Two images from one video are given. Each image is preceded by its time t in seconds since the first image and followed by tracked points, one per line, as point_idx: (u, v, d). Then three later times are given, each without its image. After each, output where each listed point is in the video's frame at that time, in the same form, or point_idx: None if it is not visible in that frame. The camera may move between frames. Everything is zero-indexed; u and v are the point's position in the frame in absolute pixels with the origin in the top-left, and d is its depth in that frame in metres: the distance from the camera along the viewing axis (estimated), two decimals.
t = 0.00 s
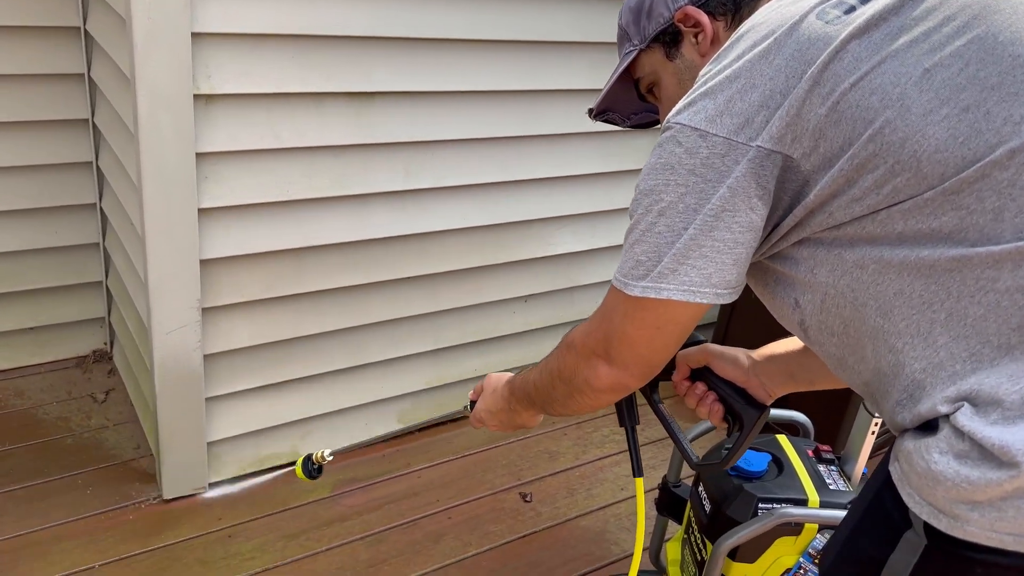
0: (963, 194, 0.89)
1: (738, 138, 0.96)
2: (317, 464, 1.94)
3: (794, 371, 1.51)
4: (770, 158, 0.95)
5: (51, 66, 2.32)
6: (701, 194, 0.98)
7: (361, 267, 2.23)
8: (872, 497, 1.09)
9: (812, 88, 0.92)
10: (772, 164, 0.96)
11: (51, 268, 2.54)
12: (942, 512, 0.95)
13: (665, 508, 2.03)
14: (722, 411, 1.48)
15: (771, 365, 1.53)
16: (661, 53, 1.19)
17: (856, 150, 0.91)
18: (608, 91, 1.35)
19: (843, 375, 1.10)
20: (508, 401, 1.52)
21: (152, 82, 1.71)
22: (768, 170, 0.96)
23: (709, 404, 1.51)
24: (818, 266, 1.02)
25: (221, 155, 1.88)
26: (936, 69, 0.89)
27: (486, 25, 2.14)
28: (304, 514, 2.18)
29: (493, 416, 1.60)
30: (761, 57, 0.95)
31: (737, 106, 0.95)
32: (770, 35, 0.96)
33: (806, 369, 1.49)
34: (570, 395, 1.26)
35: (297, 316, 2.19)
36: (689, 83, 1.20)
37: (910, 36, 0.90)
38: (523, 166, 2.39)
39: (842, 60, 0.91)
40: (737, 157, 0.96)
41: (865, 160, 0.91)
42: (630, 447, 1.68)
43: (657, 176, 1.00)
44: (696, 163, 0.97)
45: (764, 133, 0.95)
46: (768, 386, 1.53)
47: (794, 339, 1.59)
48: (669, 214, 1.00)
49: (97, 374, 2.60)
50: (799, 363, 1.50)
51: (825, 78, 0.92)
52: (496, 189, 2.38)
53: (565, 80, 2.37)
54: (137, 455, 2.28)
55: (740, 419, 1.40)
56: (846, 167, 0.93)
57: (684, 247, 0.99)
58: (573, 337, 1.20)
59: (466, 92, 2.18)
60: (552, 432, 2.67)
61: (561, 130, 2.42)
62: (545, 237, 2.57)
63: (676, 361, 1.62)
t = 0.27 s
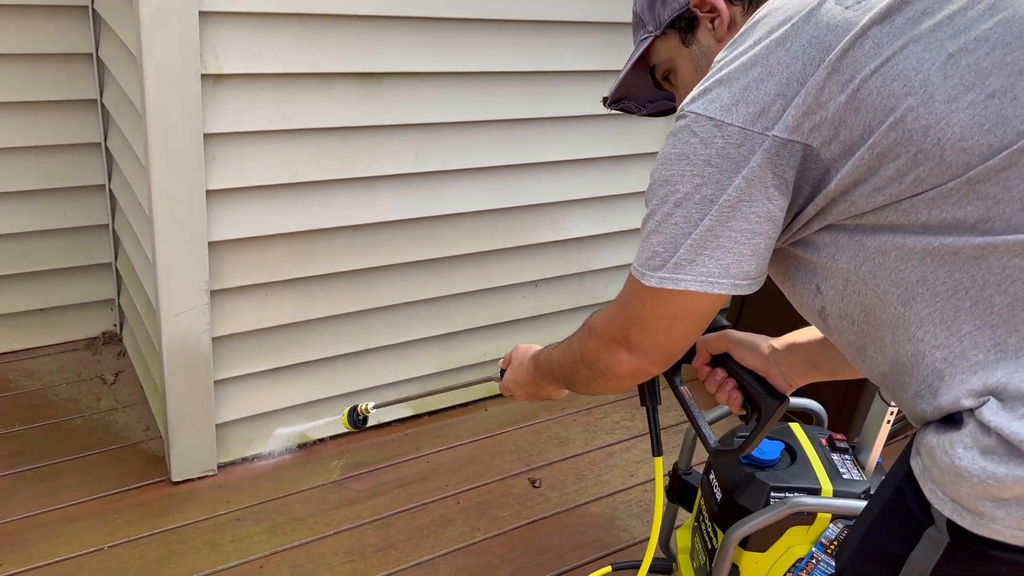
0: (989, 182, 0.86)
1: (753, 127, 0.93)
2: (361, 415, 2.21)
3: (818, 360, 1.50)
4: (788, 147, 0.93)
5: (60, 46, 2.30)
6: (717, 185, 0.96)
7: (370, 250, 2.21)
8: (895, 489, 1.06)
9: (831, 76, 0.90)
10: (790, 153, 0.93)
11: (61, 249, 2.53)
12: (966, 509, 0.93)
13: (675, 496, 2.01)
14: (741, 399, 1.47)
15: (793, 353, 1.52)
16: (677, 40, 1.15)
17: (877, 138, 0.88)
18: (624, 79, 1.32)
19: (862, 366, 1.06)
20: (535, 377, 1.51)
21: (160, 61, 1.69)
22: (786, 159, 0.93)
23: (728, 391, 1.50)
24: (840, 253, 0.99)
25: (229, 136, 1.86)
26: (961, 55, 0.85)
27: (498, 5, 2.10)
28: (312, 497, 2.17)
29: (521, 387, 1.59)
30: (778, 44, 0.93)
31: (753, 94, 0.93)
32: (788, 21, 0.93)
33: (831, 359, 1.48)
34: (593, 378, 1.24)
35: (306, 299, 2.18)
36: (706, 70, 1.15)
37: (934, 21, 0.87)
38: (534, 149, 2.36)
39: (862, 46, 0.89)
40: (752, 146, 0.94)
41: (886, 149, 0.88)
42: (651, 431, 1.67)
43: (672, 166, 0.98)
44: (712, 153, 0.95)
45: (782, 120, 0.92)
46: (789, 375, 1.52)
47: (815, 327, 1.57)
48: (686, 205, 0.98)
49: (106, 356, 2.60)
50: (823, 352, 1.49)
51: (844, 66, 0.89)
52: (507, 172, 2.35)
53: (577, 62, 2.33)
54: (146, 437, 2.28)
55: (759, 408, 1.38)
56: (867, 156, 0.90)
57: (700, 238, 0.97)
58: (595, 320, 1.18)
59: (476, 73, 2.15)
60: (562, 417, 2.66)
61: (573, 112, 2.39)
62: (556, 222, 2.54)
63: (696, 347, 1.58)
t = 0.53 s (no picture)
0: (1009, 170, 0.82)
1: (769, 114, 0.90)
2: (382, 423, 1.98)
3: (840, 353, 1.45)
4: (804, 134, 0.89)
5: (66, 29, 2.29)
6: (733, 176, 0.93)
7: (376, 236, 2.19)
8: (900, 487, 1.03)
9: (847, 60, 0.86)
10: (805, 141, 0.90)
11: (69, 234, 2.53)
12: (975, 507, 0.90)
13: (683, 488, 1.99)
14: (763, 392, 1.44)
15: (814, 346, 1.47)
16: (693, 23, 1.11)
17: (894, 124, 0.85)
18: (638, 62, 1.29)
19: (880, 360, 1.03)
20: (549, 378, 1.49)
21: (162, 45, 1.67)
22: (802, 147, 0.90)
23: (748, 385, 1.47)
24: (856, 243, 0.96)
25: (233, 120, 1.84)
26: (981, 36, 0.81)
27: None
28: (318, 484, 2.17)
29: (537, 389, 1.55)
30: (793, 27, 0.89)
31: (768, 81, 0.90)
32: (803, 3, 0.90)
33: (853, 351, 1.43)
34: (608, 375, 1.22)
35: (311, 286, 2.16)
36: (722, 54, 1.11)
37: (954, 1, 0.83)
38: (542, 134, 2.32)
39: (880, 29, 0.85)
40: (768, 135, 0.91)
41: (902, 135, 0.85)
42: (670, 427, 1.64)
43: (686, 157, 0.95)
44: (726, 144, 0.92)
45: (797, 107, 0.89)
46: (812, 368, 1.47)
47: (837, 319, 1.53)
48: (700, 196, 0.95)
49: (114, 341, 2.61)
50: (845, 344, 1.44)
51: (861, 49, 0.86)
52: (515, 158, 2.32)
53: (587, 46, 2.29)
54: (152, 423, 2.28)
55: (781, 401, 1.36)
56: (882, 143, 0.86)
57: (716, 230, 0.94)
58: (608, 316, 1.16)
59: (484, 57, 2.11)
60: (570, 406, 2.64)
61: (583, 97, 2.35)
62: (565, 209, 2.51)
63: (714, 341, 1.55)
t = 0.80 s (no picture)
0: None
1: (771, 115, 0.87)
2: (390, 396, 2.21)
3: (842, 356, 1.42)
4: (806, 136, 0.86)
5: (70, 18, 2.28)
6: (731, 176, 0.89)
7: (380, 231, 2.16)
8: (909, 502, 1.00)
9: (853, 60, 0.82)
10: (807, 143, 0.86)
11: (75, 226, 2.52)
12: (985, 533, 0.86)
13: (688, 490, 1.96)
14: (763, 393, 1.40)
15: (818, 348, 1.45)
16: (700, 19, 1.06)
17: (903, 129, 0.81)
18: (645, 58, 1.25)
19: (886, 369, 0.99)
20: (552, 363, 1.46)
21: (161, 36, 1.65)
22: (804, 150, 0.86)
23: (749, 385, 1.43)
24: (863, 249, 0.92)
25: (234, 113, 1.82)
26: (996, 38, 0.77)
27: None
28: (320, 480, 2.15)
29: (541, 372, 1.52)
30: (799, 26, 0.86)
31: (772, 81, 0.86)
32: None
33: (856, 355, 1.40)
34: (607, 369, 1.19)
35: (315, 280, 2.14)
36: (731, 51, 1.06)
37: None
38: (549, 127, 2.28)
39: (890, 29, 0.81)
40: (768, 136, 0.87)
41: (910, 141, 0.81)
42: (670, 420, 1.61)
43: (686, 156, 0.92)
44: (727, 143, 0.89)
45: (800, 109, 0.85)
46: (815, 371, 1.45)
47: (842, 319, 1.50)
48: (698, 196, 0.92)
49: (119, 332, 2.61)
50: (849, 348, 1.41)
51: (868, 49, 0.82)
52: (522, 152, 2.28)
53: (596, 37, 2.24)
54: (155, 416, 2.27)
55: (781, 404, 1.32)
56: (890, 147, 0.82)
57: (712, 232, 0.90)
58: (609, 310, 1.12)
59: (490, 49, 2.07)
60: (576, 402, 2.61)
61: (592, 90, 2.31)
62: (572, 203, 2.47)
63: (715, 338, 1.51)
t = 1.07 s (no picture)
0: None
1: (781, 119, 0.82)
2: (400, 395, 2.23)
3: (862, 377, 1.36)
4: (817, 141, 0.81)
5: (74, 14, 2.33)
6: (741, 184, 0.85)
7: (385, 230, 2.13)
8: (914, 527, 0.95)
9: (866, 61, 0.78)
10: (818, 148, 0.82)
11: (79, 220, 2.57)
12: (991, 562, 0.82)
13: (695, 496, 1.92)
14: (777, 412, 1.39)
15: (835, 368, 1.39)
16: (711, 18, 1.01)
17: (916, 133, 0.76)
18: (656, 59, 1.21)
19: (899, 385, 0.94)
20: (558, 374, 1.42)
21: (160, 32, 1.63)
22: (816, 156, 0.82)
23: (763, 403, 1.41)
24: (876, 259, 0.87)
25: (236, 109, 1.79)
26: (1015, 38, 0.73)
27: None
28: (323, 479, 2.13)
29: (549, 382, 1.48)
30: (810, 23, 0.81)
31: (781, 82, 0.82)
32: None
33: (876, 377, 1.34)
34: (613, 381, 1.15)
35: (318, 279, 2.12)
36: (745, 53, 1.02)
37: None
38: (558, 124, 2.24)
39: (904, 27, 0.76)
40: (779, 141, 0.83)
41: (924, 146, 0.76)
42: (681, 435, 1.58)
43: (694, 163, 0.87)
44: (736, 149, 0.84)
45: (811, 111, 0.81)
46: (832, 392, 1.39)
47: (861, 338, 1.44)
48: (706, 204, 0.88)
49: (124, 329, 2.62)
50: (868, 368, 1.35)
51: (881, 49, 0.77)
52: (530, 149, 2.24)
53: (606, 32, 2.20)
54: (159, 413, 2.27)
55: (796, 425, 1.31)
56: (903, 154, 0.78)
57: (721, 242, 0.87)
58: (614, 321, 1.09)
59: (496, 43, 2.04)
60: (583, 403, 2.58)
61: (601, 87, 2.27)
62: (581, 201, 2.43)
63: (730, 351, 1.48)
